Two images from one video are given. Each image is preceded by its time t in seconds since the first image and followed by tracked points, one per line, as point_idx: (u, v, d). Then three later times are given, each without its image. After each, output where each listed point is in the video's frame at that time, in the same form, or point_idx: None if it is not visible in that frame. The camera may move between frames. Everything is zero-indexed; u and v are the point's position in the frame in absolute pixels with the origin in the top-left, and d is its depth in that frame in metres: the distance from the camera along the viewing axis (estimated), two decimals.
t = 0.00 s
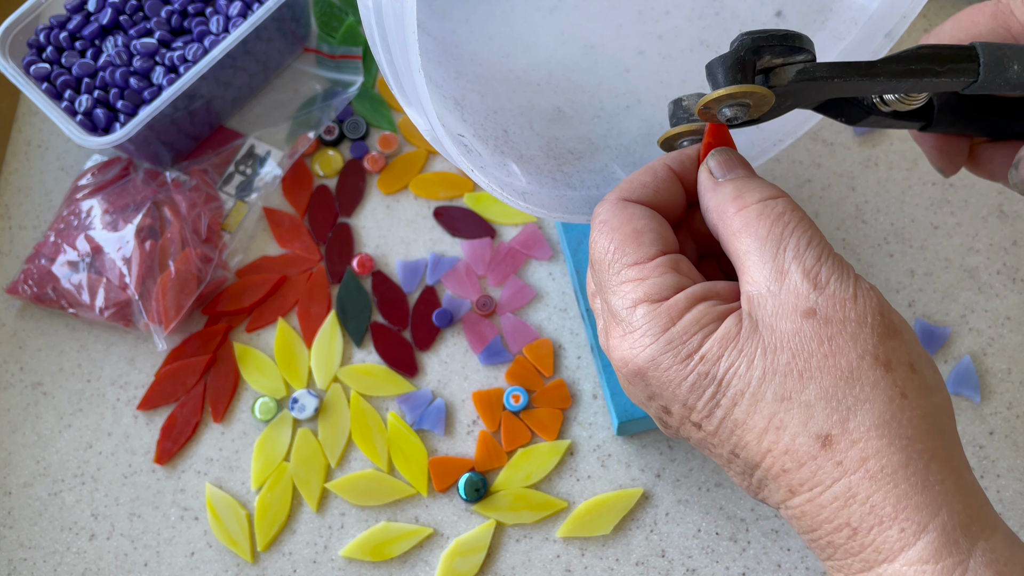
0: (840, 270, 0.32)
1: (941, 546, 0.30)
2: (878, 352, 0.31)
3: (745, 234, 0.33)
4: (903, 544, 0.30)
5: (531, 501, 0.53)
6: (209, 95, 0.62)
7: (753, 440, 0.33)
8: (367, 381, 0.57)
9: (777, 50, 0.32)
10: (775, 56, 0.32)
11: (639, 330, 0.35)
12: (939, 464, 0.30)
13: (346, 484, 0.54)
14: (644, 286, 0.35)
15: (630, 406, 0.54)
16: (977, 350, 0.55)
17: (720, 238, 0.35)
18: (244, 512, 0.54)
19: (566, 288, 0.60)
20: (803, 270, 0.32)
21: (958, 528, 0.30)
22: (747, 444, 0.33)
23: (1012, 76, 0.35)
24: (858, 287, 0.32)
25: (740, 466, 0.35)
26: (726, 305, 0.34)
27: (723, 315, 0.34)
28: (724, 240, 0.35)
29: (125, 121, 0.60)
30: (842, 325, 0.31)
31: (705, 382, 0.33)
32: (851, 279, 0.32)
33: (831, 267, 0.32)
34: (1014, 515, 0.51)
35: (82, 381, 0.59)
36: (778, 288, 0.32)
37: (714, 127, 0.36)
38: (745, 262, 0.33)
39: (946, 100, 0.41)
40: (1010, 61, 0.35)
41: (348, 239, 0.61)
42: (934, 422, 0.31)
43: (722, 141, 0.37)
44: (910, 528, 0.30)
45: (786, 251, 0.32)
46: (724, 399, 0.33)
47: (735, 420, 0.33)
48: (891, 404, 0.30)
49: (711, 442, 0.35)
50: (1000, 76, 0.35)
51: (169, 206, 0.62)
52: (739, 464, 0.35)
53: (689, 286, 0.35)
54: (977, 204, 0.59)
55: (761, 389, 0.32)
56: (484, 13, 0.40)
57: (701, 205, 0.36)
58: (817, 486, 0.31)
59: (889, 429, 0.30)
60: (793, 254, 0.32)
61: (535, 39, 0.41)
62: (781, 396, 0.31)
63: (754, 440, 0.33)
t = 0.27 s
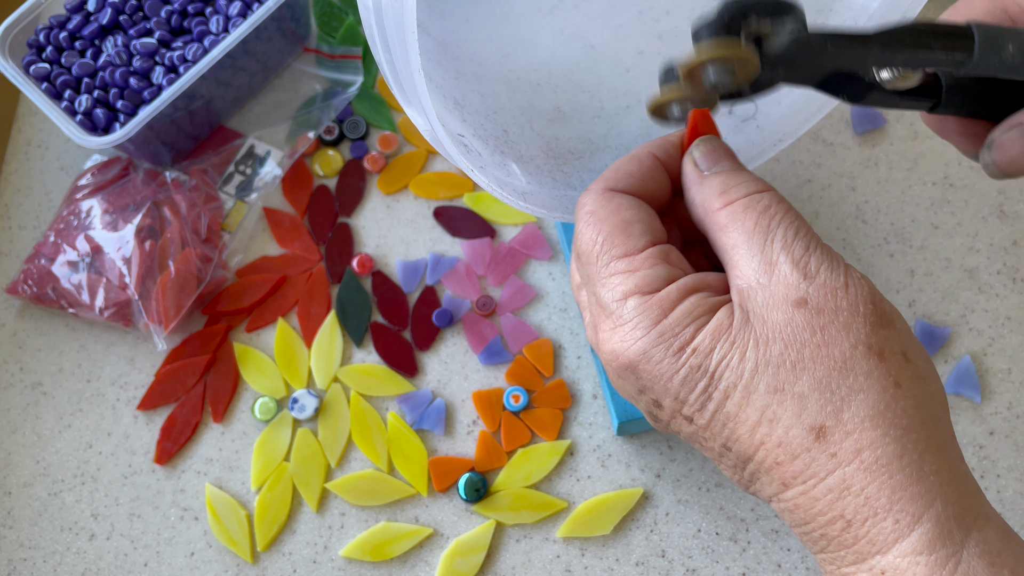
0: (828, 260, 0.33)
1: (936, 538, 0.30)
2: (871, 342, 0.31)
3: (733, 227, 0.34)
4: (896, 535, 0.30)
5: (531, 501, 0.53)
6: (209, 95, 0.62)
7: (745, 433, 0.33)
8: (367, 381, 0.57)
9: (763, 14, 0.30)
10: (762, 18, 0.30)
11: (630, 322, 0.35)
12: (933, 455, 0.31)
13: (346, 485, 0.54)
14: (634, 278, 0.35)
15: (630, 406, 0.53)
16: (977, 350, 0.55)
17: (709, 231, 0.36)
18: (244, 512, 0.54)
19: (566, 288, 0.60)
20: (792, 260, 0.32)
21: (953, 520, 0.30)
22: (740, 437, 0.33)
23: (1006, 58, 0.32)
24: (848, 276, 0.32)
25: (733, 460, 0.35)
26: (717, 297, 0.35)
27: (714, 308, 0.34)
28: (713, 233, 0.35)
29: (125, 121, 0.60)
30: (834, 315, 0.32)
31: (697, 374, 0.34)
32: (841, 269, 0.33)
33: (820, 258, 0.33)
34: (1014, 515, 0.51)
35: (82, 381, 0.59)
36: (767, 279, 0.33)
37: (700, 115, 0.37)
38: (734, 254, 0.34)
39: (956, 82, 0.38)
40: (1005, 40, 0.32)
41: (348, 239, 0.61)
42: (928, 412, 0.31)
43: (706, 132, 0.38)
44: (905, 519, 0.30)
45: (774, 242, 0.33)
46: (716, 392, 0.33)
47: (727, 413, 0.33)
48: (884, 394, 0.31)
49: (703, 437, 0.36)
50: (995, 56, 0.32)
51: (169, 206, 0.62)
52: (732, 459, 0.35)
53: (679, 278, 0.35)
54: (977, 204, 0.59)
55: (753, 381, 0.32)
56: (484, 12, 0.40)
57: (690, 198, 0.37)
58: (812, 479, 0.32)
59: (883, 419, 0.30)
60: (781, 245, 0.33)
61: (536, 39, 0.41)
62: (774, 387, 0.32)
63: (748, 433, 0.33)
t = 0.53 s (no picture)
0: (814, 327, 0.34)
1: None
2: (868, 414, 0.32)
3: (716, 297, 0.35)
4: None
5: (531, 501, 0.53)
6: (209, 95, 0.62)
7: (752, 512, 0.35)
8: (367, 381, 0.57)
9: None
10: None
11: (628, 416, 0.37)
12: (940, 520, 0.32)
13: (346, 485, 0.54)
14: (624, 367, 0.37)
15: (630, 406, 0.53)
16: (977, 350, 0.55)
17: (694, 300, 0.37)
18: (244, 512, 0.54)
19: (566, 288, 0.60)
20: (777, 331, 0.34)
21: None
22: (746, 514, 0.35)
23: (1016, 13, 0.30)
24: (835, 342, 0.33)
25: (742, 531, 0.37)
26: (708, 377, 0.36)
27: (706, 392, 0.35)
28: (697, 300, 0.37)
29: (125, 121, 0.60)
30: (828, 389, 0.32)
31: (697, 463, 0.35)
32: (827, 337, 0.34)
33: (803, 326, 0.34)
34: (1013, 515, 0.51)
35: (82, 381, 0.59)
36: (755, 354, 0.34)
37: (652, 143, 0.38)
38: (720, 328, 0.35)
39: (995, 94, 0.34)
40: None
41: (348, 239, 0.61)
42: (931, 475, 0.32)
43: (674, 185, 0.39)
44: None
45: (757, 314, 0.34)
46: (718, 479, 0.35)
47: (732, 496, 0.35)
48: (887, 466, 0.32)
49: (708, 512, 0.37)
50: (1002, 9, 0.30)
51: (169, 206, 0.62)
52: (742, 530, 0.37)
53: (669, 361, 0.37)
54: (978, 204, 0.59)
55: (755, 466, 0.33)
56: (483, 14, 0.40)
57: (671, 263, 0.38)
58: (824, 553, 0.33)
59: (889, 493, 0.32)
60: (765, 315, 0.34)
61: (536, 40, 0.41)
62: (776, 471, 0.33)
63: (754, 513, 0.34)
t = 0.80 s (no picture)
0: (828, 333, 0.33)
1: None
2: (880, 422, 0.32)
3: (728, 301, 0.35)
4: None
5: (531, 501, 0.53)
6: (209, 95, 0.62)
7: (763, 518, 0.35)
8: (367, 381, 0.57)
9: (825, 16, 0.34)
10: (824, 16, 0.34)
11: (635, 423, 0.36)
12: (953, 527, 0.32)
13: (346, 485, 0.54)
14: (629, 374, 0.36)
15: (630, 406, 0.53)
16: (977, 350, 0.55)
17: (704, 305, 0.37)
18: (244, 512, 0.54)
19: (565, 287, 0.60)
20: (791, 338, 0.33)
21: None
22: (757, 519, 0.35)
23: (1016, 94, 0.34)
24: (849, 349, 0.33)
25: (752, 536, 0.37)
26: (715, 383, 0.35)
27: (714, 398, 0.35)
28: (707, 305, 0.36)
29: (125, 121, 0.60)
30: (840, 397, 0.32)
31: (707, 470, 0.35)
32: (841, 343, 0.33)
33: (819, 332, 0.33)
34: (1013, 515, 0.51)
35: (82, 380, 0.59)
36: (768, 361, 0.33)
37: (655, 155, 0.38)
38: (731, 333, 0.35)
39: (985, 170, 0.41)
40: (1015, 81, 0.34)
41: (348, 239, 0.61)
42: (943, 482, 0.32)
43: (677, 193, 0.39)
44: None
45: (770, 319, 0.34)
46: (728, 485, 0.35)
47: (743, 502, 0.35)
48: (899, 474, 0.32)
49: (720, 518, 0.38)
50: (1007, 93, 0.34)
51: (169, 206, 0.62)
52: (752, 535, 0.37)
53: (674, 368, 0.36)
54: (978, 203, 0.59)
55: (766, 472, 0.33)
56: (484, 13, 0.40)
57: (680, 266, 0.38)
58: (834, 559, 0.33)
59: (900, 501, 0.32)
60: (779, 322, 0.33)
61: (536, 39, 0.41)
62: (787, 478, 0.33)
63: (765, 519, 0.35)
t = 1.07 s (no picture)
0: (852, 257, 0.32)
1: (974, 528, 0.30)
2: (898, 344, 0.31)
3: (752, 224, 0.33)
4: (936, 527, 0.31)
5: (531, 501, 0.53)
6: (209, 95, 0.62)
7: (780, 439, 0.34)
8: (367, 381, 0.57)
9: None
10: None
11: (655, 342, 0.35)
12: (969, 449, 0.31)
13: (346, 485, 0.54)
14: (650, 298, 0.36)
15: (630, 406, 0.53)
16: (977, 350, 0.55)
17: (727, 231, 0.35)
18: (244, 512, 0.54)
19: (565, 288, 0.60)
20: (815, 262, 0.32)
21: (991, 509, 0.30)
22: (774, 443, 0.34)
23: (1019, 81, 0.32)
24: (872, 273, 0.32)
25: (771, 461, 0.36)
26: (736, 306, 0.34)
27: (734, 319, 0.34)
28: (730, 229, 0.35)
29: (125, 121, 0.60)
30: (859, 319, 0.31)
31: (725, 389, 0.34)
32: (864, 268, 0.32)
33: (843, 256, 0.32)
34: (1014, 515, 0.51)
35: (82, 381, 0.59)
36: (790, 283, 0.32)
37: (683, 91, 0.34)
38: (754, 255, 0.33)
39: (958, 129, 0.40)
40: None
41: (348, 239, 0.61)
42: (962, 406, 0.31)
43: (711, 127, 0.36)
44: (942, 513, 0.31)
45: (796, 242, 0.32)
46: (746, 404, 0.34)
47: (760, 422, 0.34)
48: (915, 395, 0.31)
49: (740, 442, 0.36)
50: None
51: (168, 206, 0.62)
52: (770, 460, 0.36)
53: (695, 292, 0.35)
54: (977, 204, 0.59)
55: (782, 392, 0.32)
56: (484, 13, 0.39)
57: (704, 194, 0.36)
58: (849, 479, 0.32)
59: (916, 421, 0.30)
60: (803, 245, 0.32)
61: (535, 40, 0.41)
62: (803, 398, 0.32)
63: (782, 440, 0.34)
